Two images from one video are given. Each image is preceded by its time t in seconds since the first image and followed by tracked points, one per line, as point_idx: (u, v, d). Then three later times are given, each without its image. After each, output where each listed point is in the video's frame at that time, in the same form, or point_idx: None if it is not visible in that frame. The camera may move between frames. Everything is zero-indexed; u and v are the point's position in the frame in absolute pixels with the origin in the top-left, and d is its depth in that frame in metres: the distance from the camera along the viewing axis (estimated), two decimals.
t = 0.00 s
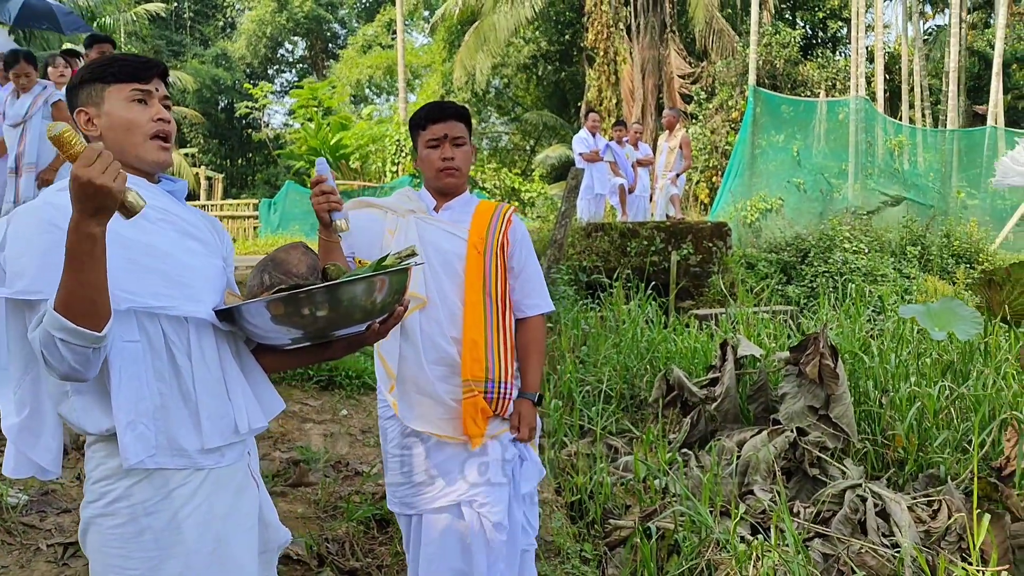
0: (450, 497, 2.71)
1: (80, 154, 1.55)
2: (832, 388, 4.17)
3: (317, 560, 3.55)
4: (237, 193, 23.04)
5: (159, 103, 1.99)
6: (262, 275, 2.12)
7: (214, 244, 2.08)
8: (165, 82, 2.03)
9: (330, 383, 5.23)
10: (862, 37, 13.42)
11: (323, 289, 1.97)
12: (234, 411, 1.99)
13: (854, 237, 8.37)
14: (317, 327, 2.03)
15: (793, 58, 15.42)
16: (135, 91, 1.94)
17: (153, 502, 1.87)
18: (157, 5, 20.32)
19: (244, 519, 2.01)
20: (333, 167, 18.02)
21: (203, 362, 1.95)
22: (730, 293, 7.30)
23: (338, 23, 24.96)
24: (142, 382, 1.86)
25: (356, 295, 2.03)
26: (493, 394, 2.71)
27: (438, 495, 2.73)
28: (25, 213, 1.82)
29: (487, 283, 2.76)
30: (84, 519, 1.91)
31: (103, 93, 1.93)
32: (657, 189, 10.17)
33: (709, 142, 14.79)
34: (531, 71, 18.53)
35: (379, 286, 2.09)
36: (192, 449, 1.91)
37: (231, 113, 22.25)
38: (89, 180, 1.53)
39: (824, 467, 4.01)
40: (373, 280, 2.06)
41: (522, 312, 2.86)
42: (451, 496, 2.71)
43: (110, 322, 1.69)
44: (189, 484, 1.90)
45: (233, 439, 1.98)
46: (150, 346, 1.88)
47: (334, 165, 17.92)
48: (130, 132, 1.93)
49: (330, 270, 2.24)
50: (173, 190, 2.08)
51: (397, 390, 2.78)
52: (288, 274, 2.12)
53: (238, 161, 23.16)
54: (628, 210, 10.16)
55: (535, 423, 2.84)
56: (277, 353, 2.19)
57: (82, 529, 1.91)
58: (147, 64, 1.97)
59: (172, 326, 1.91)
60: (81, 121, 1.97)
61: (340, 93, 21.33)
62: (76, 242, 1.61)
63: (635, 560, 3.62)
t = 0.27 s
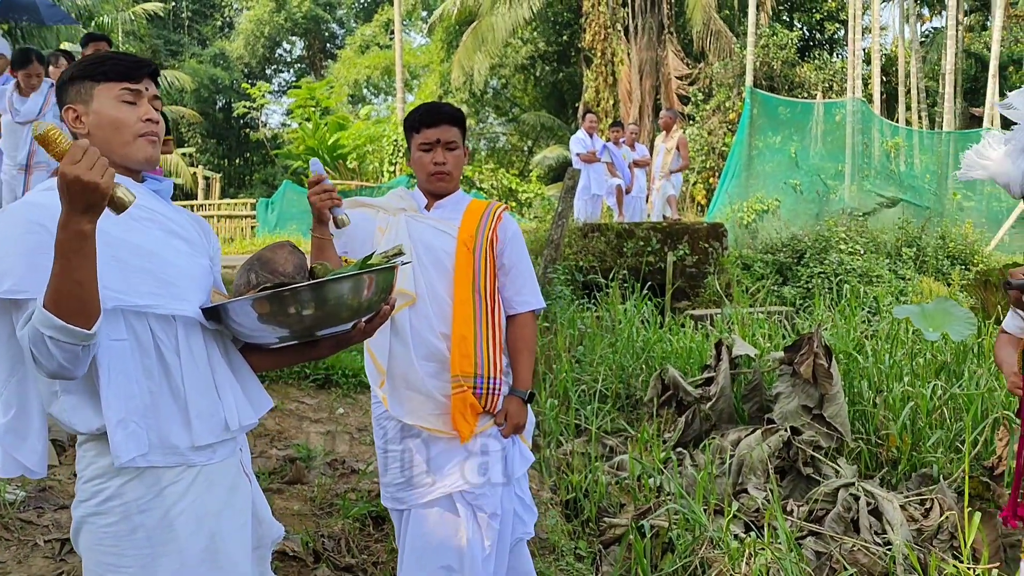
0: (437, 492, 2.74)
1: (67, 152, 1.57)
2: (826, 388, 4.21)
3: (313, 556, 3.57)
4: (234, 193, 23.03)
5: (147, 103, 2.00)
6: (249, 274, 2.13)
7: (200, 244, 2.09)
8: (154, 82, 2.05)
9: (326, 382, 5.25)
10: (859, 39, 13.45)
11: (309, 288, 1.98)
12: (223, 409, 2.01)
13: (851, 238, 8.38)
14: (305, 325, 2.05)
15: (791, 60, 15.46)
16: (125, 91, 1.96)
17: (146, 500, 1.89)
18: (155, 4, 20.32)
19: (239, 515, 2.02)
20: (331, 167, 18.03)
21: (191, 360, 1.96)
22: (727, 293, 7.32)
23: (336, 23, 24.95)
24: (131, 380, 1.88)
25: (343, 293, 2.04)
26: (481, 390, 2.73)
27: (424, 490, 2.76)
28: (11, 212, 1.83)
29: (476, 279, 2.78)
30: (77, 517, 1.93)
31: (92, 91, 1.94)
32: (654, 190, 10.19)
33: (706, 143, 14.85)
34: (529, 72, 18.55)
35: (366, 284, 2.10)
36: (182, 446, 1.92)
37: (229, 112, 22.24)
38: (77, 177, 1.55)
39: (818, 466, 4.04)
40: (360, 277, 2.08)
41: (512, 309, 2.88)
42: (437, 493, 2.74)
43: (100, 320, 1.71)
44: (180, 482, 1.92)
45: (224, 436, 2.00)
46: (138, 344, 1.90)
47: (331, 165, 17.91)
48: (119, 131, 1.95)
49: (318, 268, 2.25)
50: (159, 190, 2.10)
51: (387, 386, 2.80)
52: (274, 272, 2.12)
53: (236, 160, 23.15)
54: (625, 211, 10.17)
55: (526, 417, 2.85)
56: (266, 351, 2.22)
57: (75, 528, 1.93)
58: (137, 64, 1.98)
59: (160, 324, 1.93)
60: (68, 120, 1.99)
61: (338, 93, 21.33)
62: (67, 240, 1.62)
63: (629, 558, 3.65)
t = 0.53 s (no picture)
0: (437, 488, 2.75)
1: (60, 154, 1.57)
2: (827, 387, 4.22)
3: (315, 553, 3.59)
4: (236, 192, 23.02)
5: (144, 104, 2.01)
6: (245, 274, 2.13)
7: (195, 243, 2.11)
8: (151, 82, 2.06)
9: (328, 380, 5.26)
10: (861, 39, 13.44)
11: (306, 290, 1.99)
12: (221, 408, 2.02)
13: (852, 238, 8.39)
14: (303, 325, 2.06)
15: (792, 60, 15.45)
16: (121, 92, 1.97)
17: (146, 498, 1.90)
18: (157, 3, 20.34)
19: (238, 513, 2.04)
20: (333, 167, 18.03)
21: (189, 360, 1.98)
22: (728, 292, 7.33)
23: (338, 23, 24.96)
24: (130, 381, 1.89)
25: (340, 295, 2.05)
26: (480, 385, 2.75)
27: (424, 486, 2.77)
28: (7, 212, 1.83)
29: (475, 277, 2.80)
30: (77, 517, 1.94)
31: (87, 91, 1.96)
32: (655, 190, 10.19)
33: (708, 143, 14.85)
34: (531, 72, 18.55)
35: (363, 285, 2.11)
36: (181, 446, 1.94)
37: (231, 112, 22.24)
38: (74, 180, 1.56)
39: (818, 465, 4.05)
40: (359, 278, 2.09)
41: (512, 307, 2.89)
42: (437, 489, 2.75)
43: (97, 322, 1.72)
44: (180, 481, 1.94)
45: (222, 435, 2.01)
46: (136, 344, 1.91)
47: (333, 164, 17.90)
48: (114, 133, 1.96)
49: (315, 268, 2.26)
50: (154, 190, 2.11)
51: (387, 381, 2.82)
52: (272, 273, 2.11)
53: (237, 160, 23.14)
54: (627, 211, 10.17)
55: (525, 414, 2.86)
56: (264, 351, 2.23)
57: (75, 527, 1.94)
58: (133, 64, 1.99)
59: (157, 324, 1.94)
60: (64, 120, 2.00)
61: (340, 92, 21.33)
62: (63, 242, 1.64)
63: (629, 555, 3.66)
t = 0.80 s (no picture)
0: (448, 487, 2.77)
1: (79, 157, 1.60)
2: (835, 387, 4.23)
3: (326, 552, 3.61)
4: (245, 193, 23.08)
5: (152, 103, 2.03)
6: (253, 273, 2.13)
7: (204, 244, 2.12)
8: (159, 83, 2.07)
9: (338, 380, 5.29)
10: (871, 38, 13.39)
11: (316, 290, 1.99)
12: (231, 409, 2.04)
13: (861, 238, 8.35)
14: (314, 325, 2.06)
15: (801, 60, 15.43)
16: (130, 92, 1.99)
17: (157, 498, 1.92)
18: (166, 5, 20.43)
19: (247, 512, 2.06)
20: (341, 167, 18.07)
21: (199, 361, 2.00)
22: (737, 292, 7.33)
23: (346, 23, 25.02)
24: (141, 382, 1.91)
25: (348, 295, 2.06)
26: (490, 383, 2.76)
27: (435, 485, 2.78)
28: (19, 214, 1.85)
29: (484, 276, 2.81)
30: (86, 516, 1.96)
31: (97, 91, 1.97)
32: (664, 189, 10.19)
33: (716, 143, 14.84)
34: (539, 72, 18.56)
35: (372, 285, 2.11)
36: (191, 446, 1.96)
37: (240, 113, 22.30)
38: (88, 182, 1.58)
39: (828, 464, 4.04)
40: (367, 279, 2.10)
41: (520, 305, 2.91)
42: (448, 488, 2.77)
43: (109, 324, 1.74)
44: (191, 480, 1.95)
45: (231, 435, 2.03)
46: (147, 345, 1.93)
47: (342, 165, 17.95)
48: (123, 132, 1.98)
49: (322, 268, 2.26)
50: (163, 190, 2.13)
51: (398, 379, 2.83)
52: (279, 273, 2.10)
53: (246, 161, 23.21)
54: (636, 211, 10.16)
55: (535, 412, 2.88)
56: (273, 351, 2.25)
57: (85, 527, 1.96)
58: (142, 65, 2.01)
59: (168, 325, 1.96)
60: (74, 119, 2.01)
61: (348, 93, 21.38)
62: (76, 245, 1.66)
63: (638, 555, 3.67)
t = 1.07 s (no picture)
0: (466, 491, 2.78)
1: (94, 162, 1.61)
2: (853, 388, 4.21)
3: (343, 554, 3.63)
4: (262, 196, 23.20)
5: (169, 110, 2.05)
6: (271, 277, 2.15)
7: (223, 248, 2.14)
8: (176, 89, 2.09)
9: (355, 382, 5.32)
10: (888, 38, 13.31)
11: (334, 294, 2.00)
12: (251, 411, 2.06)
13: (878, 238, 8.29)
14: (333, 328, 2.07)
15: (817, 60, 15.35)
16: (147, 99, 2.01)
17: (178, 500, 1.94)
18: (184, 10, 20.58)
19: (267, 513, 2.08)
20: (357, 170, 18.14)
21: (218, 363, 2.02)
22: (754, 294, 7.30)
23: (362, 26, 25.11)
24: (160, 385, 1.94)
25: (366, 298, 2.07)
26: (511, 387, 2.78)
27: (453, 489, 2.80)
28: (40, 220, 1.87)
29: (502, 280, 2.83)
30: (109, 518, 1.99)
31: (116, 99, 2.00)
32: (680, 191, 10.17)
33: (732, 144, 14.79)
34: (555, 74, 18.56)
35: (389, 288, 2.12)
36: (211, 448, 1.98)
37: (256, 116, 22.43)
38: (104, 187, 1.59)
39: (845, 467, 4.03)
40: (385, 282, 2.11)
41: (537, 308, 2.92)
42: (467, 493, 2.78)
43: (127, 327, 1.77)
44: (210, 483, 1.97)
45: (251, 436, 2.05)
46: (166, 349, 1.96)
47: (358, 168, 18.01)
48: (141, 139, 2.00)
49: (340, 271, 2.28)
50: (180, 195, 2.15)
51: (418, 383, 2.84)
52: (297, 276, 2.12)
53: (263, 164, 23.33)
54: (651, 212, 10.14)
55: (553, 415, 2.89)
56: (292, 354, 2.26)
57: (108, 528, 1.98)
58: (159, 72, 2.03)
59: (186, 328, 1.98)
60: (93, 126, 2.04)
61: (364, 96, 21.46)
62: (94, 249, 1.67)
63: (656, 558, 3.66)
